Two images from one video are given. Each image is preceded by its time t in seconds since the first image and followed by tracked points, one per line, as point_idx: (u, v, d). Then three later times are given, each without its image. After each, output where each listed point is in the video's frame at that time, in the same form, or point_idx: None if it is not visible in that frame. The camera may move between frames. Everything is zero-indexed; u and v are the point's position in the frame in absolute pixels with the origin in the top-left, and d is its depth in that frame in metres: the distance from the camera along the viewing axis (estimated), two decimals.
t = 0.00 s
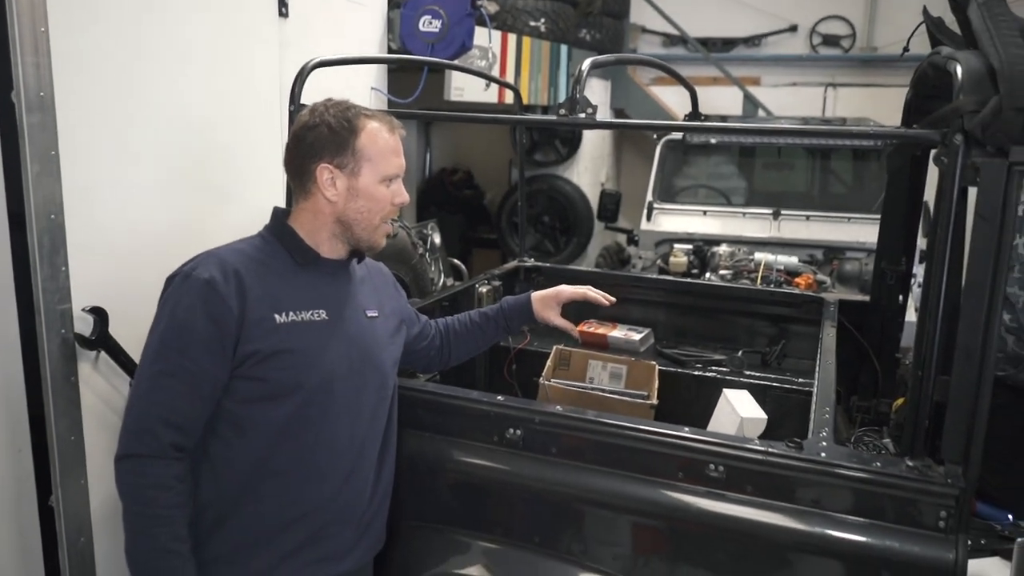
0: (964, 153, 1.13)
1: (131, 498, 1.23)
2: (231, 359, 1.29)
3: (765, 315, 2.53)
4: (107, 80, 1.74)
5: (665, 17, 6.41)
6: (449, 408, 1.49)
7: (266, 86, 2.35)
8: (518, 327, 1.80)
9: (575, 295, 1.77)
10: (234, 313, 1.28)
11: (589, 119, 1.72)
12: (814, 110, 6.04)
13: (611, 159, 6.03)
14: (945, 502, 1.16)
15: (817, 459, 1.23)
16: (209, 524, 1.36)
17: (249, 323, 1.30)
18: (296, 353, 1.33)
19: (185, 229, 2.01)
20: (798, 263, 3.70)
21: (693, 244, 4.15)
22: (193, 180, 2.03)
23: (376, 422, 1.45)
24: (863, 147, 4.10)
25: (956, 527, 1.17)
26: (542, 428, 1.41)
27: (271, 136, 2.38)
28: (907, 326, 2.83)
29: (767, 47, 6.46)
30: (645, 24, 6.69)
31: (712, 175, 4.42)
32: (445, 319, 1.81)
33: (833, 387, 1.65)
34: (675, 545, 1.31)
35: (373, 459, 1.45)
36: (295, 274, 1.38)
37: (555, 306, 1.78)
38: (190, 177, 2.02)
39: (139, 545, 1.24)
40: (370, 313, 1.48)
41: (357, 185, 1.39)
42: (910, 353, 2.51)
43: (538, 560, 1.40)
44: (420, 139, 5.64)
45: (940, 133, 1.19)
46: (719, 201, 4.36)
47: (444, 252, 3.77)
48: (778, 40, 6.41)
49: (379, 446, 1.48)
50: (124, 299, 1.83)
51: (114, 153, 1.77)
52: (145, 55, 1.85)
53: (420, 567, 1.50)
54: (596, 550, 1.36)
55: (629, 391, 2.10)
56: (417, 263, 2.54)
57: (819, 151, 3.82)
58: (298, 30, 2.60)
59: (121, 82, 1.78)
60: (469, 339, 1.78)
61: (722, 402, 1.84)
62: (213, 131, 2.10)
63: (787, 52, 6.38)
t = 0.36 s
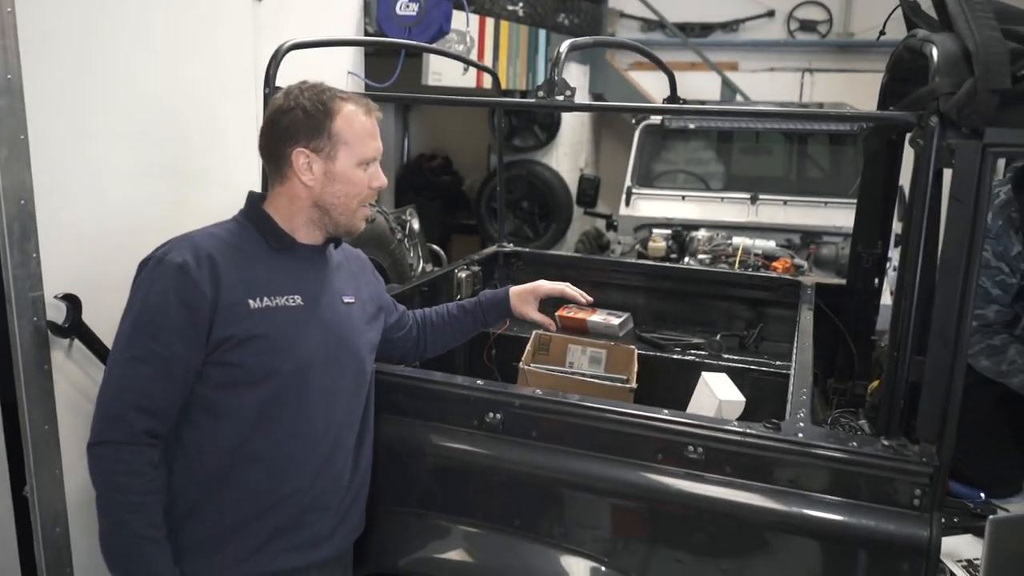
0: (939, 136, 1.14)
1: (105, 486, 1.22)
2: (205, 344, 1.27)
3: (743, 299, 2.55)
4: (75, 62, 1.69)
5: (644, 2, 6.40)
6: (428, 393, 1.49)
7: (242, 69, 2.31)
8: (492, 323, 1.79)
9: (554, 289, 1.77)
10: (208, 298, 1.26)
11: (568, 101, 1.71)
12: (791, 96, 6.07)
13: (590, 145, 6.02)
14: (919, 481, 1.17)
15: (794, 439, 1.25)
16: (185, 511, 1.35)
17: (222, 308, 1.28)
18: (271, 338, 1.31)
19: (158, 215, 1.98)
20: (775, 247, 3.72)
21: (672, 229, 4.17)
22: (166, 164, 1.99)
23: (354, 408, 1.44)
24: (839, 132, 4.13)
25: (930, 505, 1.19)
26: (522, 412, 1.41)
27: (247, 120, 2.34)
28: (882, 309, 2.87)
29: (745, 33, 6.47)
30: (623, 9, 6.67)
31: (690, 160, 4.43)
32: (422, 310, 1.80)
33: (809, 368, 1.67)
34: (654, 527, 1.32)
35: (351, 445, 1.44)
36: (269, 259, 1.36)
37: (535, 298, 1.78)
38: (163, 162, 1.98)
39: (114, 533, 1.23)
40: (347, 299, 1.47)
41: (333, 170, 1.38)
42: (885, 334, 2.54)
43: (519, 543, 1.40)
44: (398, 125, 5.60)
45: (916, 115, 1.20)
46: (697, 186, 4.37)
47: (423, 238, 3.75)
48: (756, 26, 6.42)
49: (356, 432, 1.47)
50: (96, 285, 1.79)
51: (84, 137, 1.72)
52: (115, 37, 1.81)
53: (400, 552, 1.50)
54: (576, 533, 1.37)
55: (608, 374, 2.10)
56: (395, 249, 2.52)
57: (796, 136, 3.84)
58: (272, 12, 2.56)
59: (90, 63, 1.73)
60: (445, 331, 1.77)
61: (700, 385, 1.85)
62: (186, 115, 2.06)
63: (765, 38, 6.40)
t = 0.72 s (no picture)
0: (920, 119, 1.13)
1: (82, 478, 1.20)
2: (181, 334, 1.25)
3: (725, 285, 2.56)
4: (45, 47, 1.65)
5: None
6: (410, 380, 1.48)
7: (217, 54, 2.26)
8: (472, 309, 1.78)
9: (532, 279, 1.77)
10: (183, 287, 1.24)
11: (548, 86, 1.70)
12: (771, 83, 6.09)
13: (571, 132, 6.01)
14: (898, 463, 1.18)
15: (776, 423, 1.25)
16: (163, 502, 1.34)
17: (198, 297, 1.26)
18: (249, 327, 1.30)
19: (134, 206, 1.94)
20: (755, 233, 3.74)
21: (653, 216, 4.18)
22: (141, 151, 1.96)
23: (334, 396, 1.42)
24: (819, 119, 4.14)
25: (908, 486, 1.20)
26: (504, 399, 1.40)
27: (223, 106, 2.30)
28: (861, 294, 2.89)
29: (725, 20, 6.47)
30: None
31: (671, 147, 4.43)
32: (402, 297, 1.78)
33: (790, 353, 1.68)
34: (636, 512, 1.32)
35: (332, 434, 1.43)
36: (246, 247, 1.34)
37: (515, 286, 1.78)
38: (138, 149, 1.94)
39: (92, 526, 1.21)
40: (325, 287, 1.45)
41: (311, 156, 1.36)
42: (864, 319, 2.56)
43: (502, 530, 1.40)
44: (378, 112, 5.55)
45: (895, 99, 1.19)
46: (678, 173, 4.38)
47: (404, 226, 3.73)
48: (736, 13, 6.43)
49: (336, 421, 1.46)
50: (71, 275, 1.76)
51: (56, 124, 1.68)
52: (86, 23, 1.76)
53: (382, 540, 1.50)
54: (559, 518, 1.37)
55: (590, 361, 2.10)
56: (376, 237, 2.49)
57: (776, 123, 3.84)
58: None
59: (60, 48, 1.69)
60: (426, 318, 1.76)
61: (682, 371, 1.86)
62: (161, 102, 2.02)
63: (745, 25, 6.40)
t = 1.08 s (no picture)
0: (898, 106, 1.13)
1: (59, 473, 1.19)
2: (157, 327, 1.24)
3: (707, 275, 2.57)
4: (18, 38, 1.62)
5: None
6: (391, 371, 1.47)
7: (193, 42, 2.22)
8: (455, 297, 1.77)
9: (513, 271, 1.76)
10: (159, 279, 1.22)
11: (529, 74, 1.69)
12: (753, 74, 6.11)
13: (554, 123, 6.00)
14: (878, 448, 1.19)
15: (757, 410, 1.26)
16: (142, 496, 1.33)
17: (175, 290, 1.25)
18: (226, 320, 1.28)
19: (111, 199, 1.91)
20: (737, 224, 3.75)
21: (636, 207, 4.19)
22: (118, 143, 1.93)
23: (314, 389, 1.41)
24: (798, 109, 4.16)
25: (887, 472, 1.21)
26: (485, 388, 1.40)
27: (201, 98, 2.27)
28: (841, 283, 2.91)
29: (707, 10, 6.47)
30: None
31: (653, 138, 4.43)
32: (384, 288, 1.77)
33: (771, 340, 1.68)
34: (618, 500, 1.32)
35: (311, 427, 1.42)
36: (223, 238, 1.33)
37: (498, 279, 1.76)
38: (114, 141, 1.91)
39: (70, 521, 1.20)
40: (304, 278, 1.44)
41: (288, 145, 1.34)
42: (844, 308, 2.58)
43: (486, 519, 1.40)
44: (360, 103, 5.52)
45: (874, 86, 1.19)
46: (661, 163, 4.39)
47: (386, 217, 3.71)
48: (718, 4, 6.43)
49: (317, 413, 1.45)
50: (47, 268, 1.74)
51: (30, 116, 1.65)
52: (61, 14, 1.73)
53: (365, 533, 1.49)
54: (543, 508, 1.37)
55: (573, 351, 2.10)
56: (358, 228, 2.47)
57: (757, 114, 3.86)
58: None
59: (33, 38, 1.65)
60: (409, 308, 1.75)
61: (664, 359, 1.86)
62: (138, 94, 1.99)
63: (727, 16, 6.41)
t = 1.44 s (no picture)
0: (876, 100, 1.14)
1: (39, 473, 1.18)
2: (137, 325, 1.22)
3: (691, 270, 2.58)
4: None
5: None
6: (374, 366, 1.46)
7: (173, 38, 2.19)
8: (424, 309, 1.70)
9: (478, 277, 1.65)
10: (139, 277, 1.21)
11: (511, 68, 1.68)
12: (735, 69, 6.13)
13: (537, 118, 6.00)
14: (858, 439, 1.20)
15: (739, 402, 1.26)
16: (122, 498, 1.32)
17: (155, 288, 1.24)
18: (207, 317, 1.28)
19: (93, 198, 1.90)
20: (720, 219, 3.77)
21: (619, 202, 4.21)
22: (96, 140, 1.90)
23: (296, 385, 1.41)
24: (781, 104, 4.18)
25: (867, 462, 1.22)
26: (467, 382, 1.40)
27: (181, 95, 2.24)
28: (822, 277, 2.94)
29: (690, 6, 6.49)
30: None
31: (637, 133, 4.44)
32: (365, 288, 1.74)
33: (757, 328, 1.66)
34: (601, 493, 1.33)
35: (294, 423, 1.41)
36: (201, 234, 1.32)
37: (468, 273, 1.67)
38: (93, 138, 1.89)
39: (53, 522, 1.19)
40: (283, 273, 1.44)
41: (262, 138, 1.33)
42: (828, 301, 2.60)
43: (470, 514, 1.40)
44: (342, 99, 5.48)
45: (851, 79, 1.20)
46: (644, 159, 4.40)
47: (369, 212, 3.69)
48: None
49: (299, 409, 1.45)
50: (24, 267, 1.71)
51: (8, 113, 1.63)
52: (39, 9, 1.70)
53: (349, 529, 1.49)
54: (527, 501, 1.38)
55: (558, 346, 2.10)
56: (341, 223, 2.46)
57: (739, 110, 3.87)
58: None
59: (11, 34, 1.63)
60: (381, 313, 1.70)
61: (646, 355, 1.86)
62: (117, 90, 1.96)
63: (709, 11, 6.42)
